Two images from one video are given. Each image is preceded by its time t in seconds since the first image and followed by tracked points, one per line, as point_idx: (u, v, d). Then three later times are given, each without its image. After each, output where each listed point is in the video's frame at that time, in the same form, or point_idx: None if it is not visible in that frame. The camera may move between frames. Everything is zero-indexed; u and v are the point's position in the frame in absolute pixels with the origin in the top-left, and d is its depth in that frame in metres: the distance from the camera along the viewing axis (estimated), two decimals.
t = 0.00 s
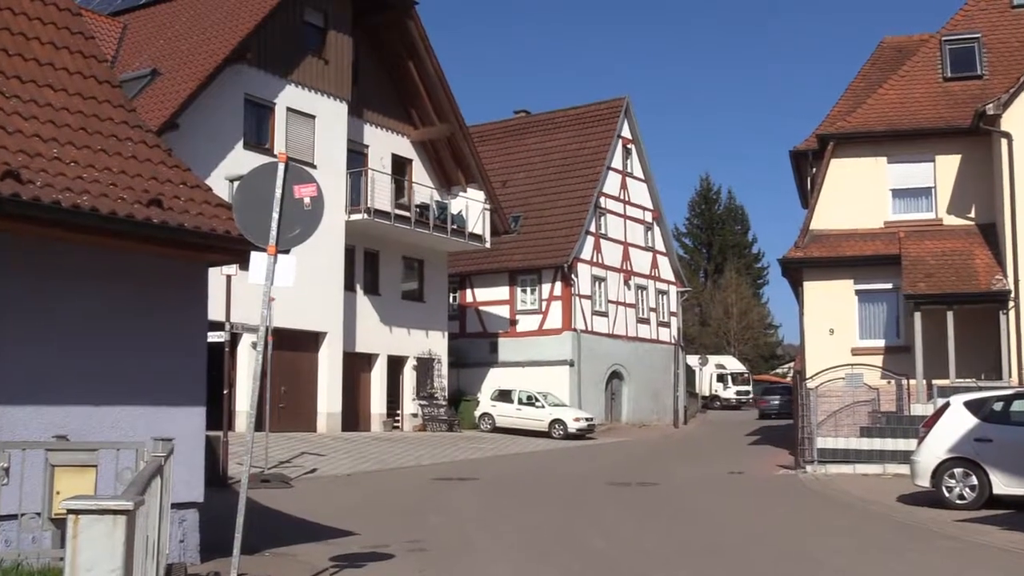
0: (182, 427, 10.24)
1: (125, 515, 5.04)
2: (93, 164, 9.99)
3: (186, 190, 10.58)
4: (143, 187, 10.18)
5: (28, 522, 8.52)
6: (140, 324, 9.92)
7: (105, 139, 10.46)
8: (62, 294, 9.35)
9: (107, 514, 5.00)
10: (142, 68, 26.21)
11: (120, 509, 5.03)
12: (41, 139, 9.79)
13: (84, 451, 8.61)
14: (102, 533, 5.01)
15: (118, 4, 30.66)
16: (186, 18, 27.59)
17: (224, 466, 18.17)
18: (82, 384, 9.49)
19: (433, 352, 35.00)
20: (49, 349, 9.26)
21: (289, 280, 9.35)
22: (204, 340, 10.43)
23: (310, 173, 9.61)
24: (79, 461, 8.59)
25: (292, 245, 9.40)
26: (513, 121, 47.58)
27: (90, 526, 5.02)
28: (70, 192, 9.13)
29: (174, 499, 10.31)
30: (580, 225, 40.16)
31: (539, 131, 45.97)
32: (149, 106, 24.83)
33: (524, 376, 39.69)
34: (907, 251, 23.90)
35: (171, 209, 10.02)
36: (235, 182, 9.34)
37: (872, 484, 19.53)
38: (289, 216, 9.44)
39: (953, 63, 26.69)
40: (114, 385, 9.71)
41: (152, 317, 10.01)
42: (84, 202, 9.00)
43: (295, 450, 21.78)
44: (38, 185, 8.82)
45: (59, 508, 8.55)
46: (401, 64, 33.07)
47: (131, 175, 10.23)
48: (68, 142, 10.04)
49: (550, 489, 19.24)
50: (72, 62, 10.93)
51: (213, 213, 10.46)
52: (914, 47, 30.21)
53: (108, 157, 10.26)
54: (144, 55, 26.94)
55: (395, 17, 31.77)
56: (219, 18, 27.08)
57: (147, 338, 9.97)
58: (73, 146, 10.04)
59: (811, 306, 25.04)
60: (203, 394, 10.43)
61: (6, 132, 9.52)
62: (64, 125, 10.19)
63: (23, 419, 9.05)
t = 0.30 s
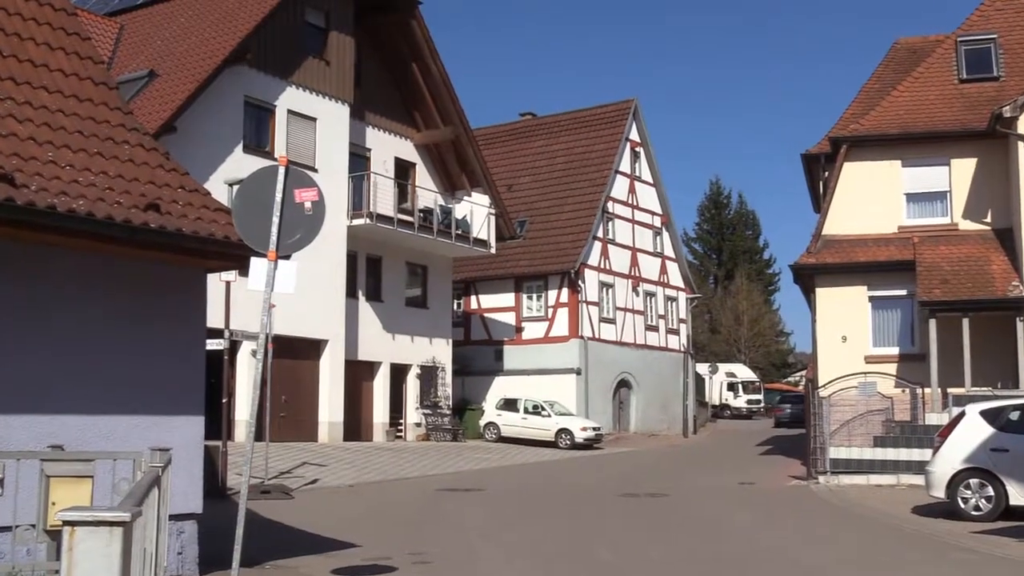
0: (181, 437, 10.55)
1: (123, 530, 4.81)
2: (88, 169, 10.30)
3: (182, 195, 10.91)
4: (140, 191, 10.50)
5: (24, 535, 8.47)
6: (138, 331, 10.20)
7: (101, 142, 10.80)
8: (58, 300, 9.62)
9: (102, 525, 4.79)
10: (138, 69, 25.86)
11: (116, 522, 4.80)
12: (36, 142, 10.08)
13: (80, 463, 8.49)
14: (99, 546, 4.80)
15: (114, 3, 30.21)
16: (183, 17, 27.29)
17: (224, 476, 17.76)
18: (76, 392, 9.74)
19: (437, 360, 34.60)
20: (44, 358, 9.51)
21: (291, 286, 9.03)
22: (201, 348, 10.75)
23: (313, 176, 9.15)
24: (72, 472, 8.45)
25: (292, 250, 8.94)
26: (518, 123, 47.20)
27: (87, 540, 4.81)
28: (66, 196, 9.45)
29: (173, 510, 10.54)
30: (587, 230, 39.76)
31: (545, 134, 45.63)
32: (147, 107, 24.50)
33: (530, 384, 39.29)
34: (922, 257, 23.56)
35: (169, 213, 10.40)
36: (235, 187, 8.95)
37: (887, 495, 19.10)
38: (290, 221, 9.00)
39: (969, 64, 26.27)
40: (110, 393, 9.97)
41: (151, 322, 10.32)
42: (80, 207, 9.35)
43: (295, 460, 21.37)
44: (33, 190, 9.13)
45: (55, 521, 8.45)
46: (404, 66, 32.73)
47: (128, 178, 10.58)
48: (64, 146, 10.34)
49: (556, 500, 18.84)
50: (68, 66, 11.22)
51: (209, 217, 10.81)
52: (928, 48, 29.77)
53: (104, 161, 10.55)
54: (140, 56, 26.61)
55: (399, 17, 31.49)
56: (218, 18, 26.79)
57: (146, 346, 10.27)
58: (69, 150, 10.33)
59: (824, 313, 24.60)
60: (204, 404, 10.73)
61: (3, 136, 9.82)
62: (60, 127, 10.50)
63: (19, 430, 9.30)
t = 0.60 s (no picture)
0: (176, 448, 10.55)
1: (119, 543, 4.52)
2: (84, 173, 10.19)
3: (180, 199, 10.83)
4: (137, 196, 10.41)
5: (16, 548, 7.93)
6: (135, 338, 10.22)
7: (97, 145, 10.68)
8: (53, 308, 9.61)
9: (99, 539, 4.48)
10: (135, 71, 25.48)
11: (112, 535, 4.50)
12: (30, 146, 9.96)
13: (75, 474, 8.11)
14: (94, 561, 4.49)
15: (111, 4, 29.81)
16: (182, 18, 26.94)
17: (223, 488, 17.33)
18: (67, 403, 9.70)
19: (441, 369, 34.21)
20: (40, 367, 9.51)
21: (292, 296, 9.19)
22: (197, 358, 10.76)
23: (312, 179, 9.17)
24: (67, 484, 8.07)
25: (294, 256, 8.97)
26: (525, 127, 46.75)
27: (82, 554, 4.50)
28: (61, 201, 9.40)
29: (169, 523, 10.48)
30: (595, 236, 39.32)
31: (552, 138, 45.20)
32: (143, 110, 24.13)
33: (537, 393, 38.86)
34: (938, 263, 23.06)
35: (167, 218, 10.29)
36: (235, 192, 8.97)
37: (903, 508, 18.66)
38: (290, 227, 9.01)
39: (987, 65, 25.83)
40: (104, 402, 9.96)
41: (150, 331, 10.34)
42: (76, 212, 9.32)
43: (296, 472, 20.92)
44: (27, 195, 9.08)
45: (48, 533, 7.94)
46: (408, 69, 32.34)
47: (123, 182, 10.46)
48: (59, 149, 10.21)
49: (563, 512, 18.40)
50: (62, 67, 11.06)
51: (208, 222, 10.73)
52: (945, 50, 29.30)
53: (99, 165, 10.45)
54: (137, 57, 26.23)
55: (403, 19, 31.11)
56: (218, 19, 26.44)
57: (143, 356, 10.29)
58: (64, 153, 10.20)
59: (839, 321, 24.19)
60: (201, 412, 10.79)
61: None
62: (54, 130, 10.40)
63: (10, 442, 9.26)
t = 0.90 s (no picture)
0: (174, 461, 10.38)
1: (117, 560, 4.19)
2: (78, 177, 9.93)
3: (178, 205, 10.57)
4: (134, 202, 10.16)
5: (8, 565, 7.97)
6: (135, 348, 10.02)
7: (92, 150, 10.42)
8: (50, 317, 9.38)
9: (94, 555, 4.17)
10: (132, 74, 25.14)
11: (110, 552, 4.17)
12: (22, 150, 9.73)
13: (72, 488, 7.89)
14: None
15: (107, 4, 29.30)
16: (180, 19, 26.59)
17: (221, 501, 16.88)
18: (62, 414, 9.50)
19: (446, 380, 33.76)
20: (35, 375, 9.30)
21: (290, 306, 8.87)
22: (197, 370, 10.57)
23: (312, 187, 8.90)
24: (61, 497, 7.84)
25: (294, 264, 8.66)
26: (532, 131, 46.26)
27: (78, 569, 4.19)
28: (54, 207, 9.16)
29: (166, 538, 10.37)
30: (605, 243, 38.86)
31: (559, 142, 44.73)
32: (140, 114, 23.80)
33: (545, 405, 38.38)
34: (957, 272, 22.62)
35: (164, 224, 10.05)
36: (233, 197, 8.71)
37: (922, 522, 18.18)
38: (291, 234, 8.71)
39: (1007, 67, 25.36)
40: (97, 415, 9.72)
41: (150, 343, 10.15)
42: (70, 217, 9.05)
43: (296, 485, 20.47)
44: (21, 200, 8.84)
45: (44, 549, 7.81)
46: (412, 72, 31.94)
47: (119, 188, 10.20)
48: (52, 154, 9.97)
49: (572, 526, 17.91)
50: (55, 69, 10.86)
51: (206, 230, 10.49)
52: (965, 51, 28.83)
53: (94, 170, 10.20)
54: (134, 59, 25.90)
55: (407, 19, 30.75)
56: (216, 19, 26.09)
57: (141, 368, 10.09)
58: (58, 157, 9.96)
59: (856, 330, 23.79)
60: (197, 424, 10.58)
61: None
62: (48, 134, 10.17)
63: (2, 454, 9.06)
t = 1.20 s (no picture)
0: (174, 474, 10.48)
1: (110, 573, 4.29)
2: (74, 183, 9.87)
3: (175, 211, 10.48)
4: (130, 207, 10.11)
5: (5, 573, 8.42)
6: (135, 360, 10.12)
7: (87, 154, 10.30)
8: (45, 328, 9.46)
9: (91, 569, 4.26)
10: (129, 75, 24.81)
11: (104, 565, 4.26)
12: (18, 155, 9.69)
13: (66, 500, 8.17)
14: None
15: (102, 4, 28.94)
16: (178, 19, 26.32)
17: (219, 514, 16.45)
18: (58, 424, 9.61)
19: (451, 390, 33.31)
20: (27, 387, 9.37)
21: (292, 310, 9.07)
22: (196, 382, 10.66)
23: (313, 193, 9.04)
24: (55, 510, 8.17)
25: (294, 270, 8.82)
26: (539, 135, 45.83)
27: None
28: (51, 212, 9.25)
29: (164, 551, 10.35)
30: (614, 249, 38.46)
31: (566, 146, 44.34)
32: (138, 116, 23.48)
33: (551, 416, 37.96)
34: (975, 277, 22.18)
35: (161, 231, 10.04)
36: (234, 203, 8.88)
37: (939, 535, 17.75)
38: (290, 239, 8.86)
39: None
40: (91, 426, 9.80)
41: (151, 354, 10.25)
42: (65, 222, 9.17)
43: (297, 498, 20.08)
44: (14, 206, 8.95)
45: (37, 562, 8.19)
46: (415, 73, 31.57)
47: (115, 193, 10.12)
48: (48, 158, 9.90)
49: (580, 539, 17.48)
50: (50, 70, 10.67)
51: (204, 234, 10.44)
52: (982, 53, 28.46)
53: (89, 174, 10.09)
54: (132, 60, 25.57)
55: (410, 19, 30.47)
56: (215, 19, 25.85)
57: (141, 379, 10.17)
58: (53, 162, 9.89)
59: (872, 337, 23.40)
60: (198, 437, 10.62)
61: None
62: (42, 138, 10.04)
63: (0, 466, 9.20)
